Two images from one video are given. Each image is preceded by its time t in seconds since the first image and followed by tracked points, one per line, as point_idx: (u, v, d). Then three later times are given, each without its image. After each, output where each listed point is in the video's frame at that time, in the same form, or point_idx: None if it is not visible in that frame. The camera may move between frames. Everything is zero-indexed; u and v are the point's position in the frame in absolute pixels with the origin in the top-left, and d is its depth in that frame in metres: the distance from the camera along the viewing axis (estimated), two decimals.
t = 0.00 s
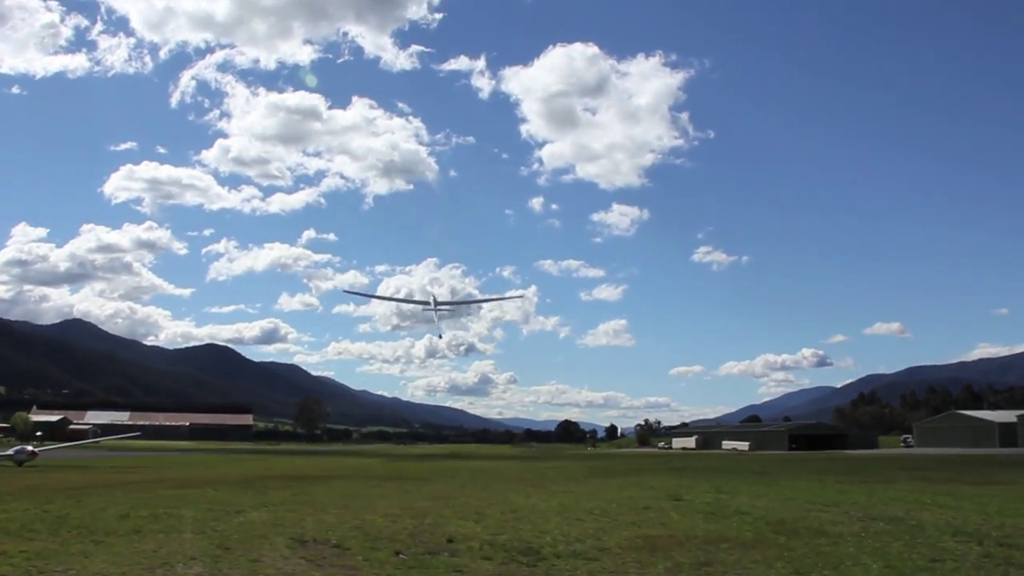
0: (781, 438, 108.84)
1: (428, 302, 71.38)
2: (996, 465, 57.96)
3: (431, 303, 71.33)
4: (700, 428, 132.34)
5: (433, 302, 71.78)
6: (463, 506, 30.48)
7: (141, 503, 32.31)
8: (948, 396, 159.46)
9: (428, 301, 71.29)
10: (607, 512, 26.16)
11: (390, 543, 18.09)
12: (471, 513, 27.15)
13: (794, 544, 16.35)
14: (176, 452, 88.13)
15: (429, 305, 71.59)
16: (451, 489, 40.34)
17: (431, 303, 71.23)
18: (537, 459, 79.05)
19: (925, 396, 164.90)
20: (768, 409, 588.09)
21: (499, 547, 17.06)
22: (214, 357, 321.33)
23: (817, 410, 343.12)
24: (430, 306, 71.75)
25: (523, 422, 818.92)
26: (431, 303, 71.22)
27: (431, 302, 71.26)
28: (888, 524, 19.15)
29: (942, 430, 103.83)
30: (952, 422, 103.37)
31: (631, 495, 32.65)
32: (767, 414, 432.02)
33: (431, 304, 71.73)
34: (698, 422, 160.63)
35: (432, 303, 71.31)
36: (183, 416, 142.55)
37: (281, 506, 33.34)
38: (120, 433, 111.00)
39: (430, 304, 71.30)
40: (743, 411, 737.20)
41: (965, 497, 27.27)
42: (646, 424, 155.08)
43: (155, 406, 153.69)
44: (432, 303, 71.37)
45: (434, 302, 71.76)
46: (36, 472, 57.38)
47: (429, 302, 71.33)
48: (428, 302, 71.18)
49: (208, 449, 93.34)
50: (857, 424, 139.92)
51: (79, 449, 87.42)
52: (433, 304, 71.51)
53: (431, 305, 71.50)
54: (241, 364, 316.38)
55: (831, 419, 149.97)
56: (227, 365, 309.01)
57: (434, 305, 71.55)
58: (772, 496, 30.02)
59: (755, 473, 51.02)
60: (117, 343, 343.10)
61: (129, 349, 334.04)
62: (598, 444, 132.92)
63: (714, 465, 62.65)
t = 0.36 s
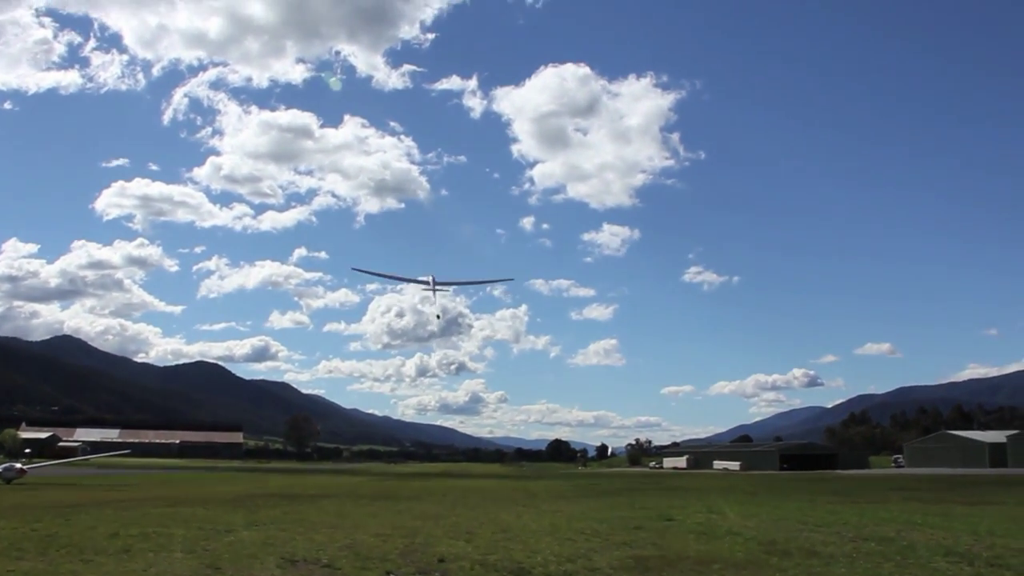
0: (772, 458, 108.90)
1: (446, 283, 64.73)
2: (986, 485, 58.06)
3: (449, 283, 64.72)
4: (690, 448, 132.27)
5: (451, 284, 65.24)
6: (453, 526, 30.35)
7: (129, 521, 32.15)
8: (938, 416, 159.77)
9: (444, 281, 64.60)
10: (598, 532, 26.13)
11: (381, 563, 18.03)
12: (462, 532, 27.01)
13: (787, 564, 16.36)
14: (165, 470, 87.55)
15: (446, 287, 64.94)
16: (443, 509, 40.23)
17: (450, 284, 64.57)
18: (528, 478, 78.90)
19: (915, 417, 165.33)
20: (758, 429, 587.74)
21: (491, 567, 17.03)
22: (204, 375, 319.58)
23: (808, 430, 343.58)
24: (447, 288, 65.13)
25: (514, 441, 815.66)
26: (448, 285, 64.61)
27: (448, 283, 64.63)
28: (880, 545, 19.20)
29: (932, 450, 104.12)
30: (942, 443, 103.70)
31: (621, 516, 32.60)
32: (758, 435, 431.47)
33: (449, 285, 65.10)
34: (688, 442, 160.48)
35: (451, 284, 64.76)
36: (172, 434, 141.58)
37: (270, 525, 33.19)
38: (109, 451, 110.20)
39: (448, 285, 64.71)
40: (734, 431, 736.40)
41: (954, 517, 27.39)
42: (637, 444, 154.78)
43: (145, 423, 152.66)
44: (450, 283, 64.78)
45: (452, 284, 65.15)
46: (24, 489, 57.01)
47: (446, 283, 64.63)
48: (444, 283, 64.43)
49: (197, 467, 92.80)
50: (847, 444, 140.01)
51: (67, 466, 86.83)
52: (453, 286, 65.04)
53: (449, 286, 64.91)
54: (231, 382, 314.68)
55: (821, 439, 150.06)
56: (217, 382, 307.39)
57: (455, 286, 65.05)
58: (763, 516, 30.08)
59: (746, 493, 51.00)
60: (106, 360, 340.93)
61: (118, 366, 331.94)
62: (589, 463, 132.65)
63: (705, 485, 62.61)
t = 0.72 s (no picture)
0: (762, 481, 109.12)
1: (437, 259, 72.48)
2: (976, 508, 58.49)
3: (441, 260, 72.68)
4: (680, 471, 132.54)
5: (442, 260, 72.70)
6: (444, 550, 30.44)
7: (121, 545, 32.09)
8: (928, 439, 160.55)
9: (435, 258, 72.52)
10: (590, 556, 26.26)
11: None
12: (453, 556, 27.08)
13: None
14: (154, 492, 87.18)
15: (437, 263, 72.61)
16: (434, 533, 40.26)
17: (440, 261, 72.51)
18: (519, 501, 78.94)
19: (905, 439, 165.92)
20: (749, 452, 587.28)
21: None
22: (193, 396, 318.04)
23: (799, 452, 344.02)
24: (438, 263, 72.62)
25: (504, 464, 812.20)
26: (441, 262, 72.62)
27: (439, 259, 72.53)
28: (871, 570, 19.52)
29: (922, 473, 104.66)
30: (933, 465, 104.25)
31: (612, 541, 32.72)
32: (748, 457, 431.19)
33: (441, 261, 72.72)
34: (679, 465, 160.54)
35: (442, 262, 72.69)
36: (161, 456, 140.77)
37: (262, 548, 33.20)
38: (98, 473, 109.70)
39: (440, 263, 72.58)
40: (724, 454, 735.49)
41: (945, 541, 27.68)
42: (628, 467, 154.66)
43: (133, 445, 151.73)
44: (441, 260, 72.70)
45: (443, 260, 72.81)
46: (13, 511, 56.79)
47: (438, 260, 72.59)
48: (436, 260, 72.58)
49: (186, 489, 92.45)
50: (837, 467, 140.43)
51: (55, 489, 86.35)
52: (445, 262, 72.81)
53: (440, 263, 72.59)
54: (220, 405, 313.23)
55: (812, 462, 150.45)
56: (206, 404, 305.82)
57: (446, 263, 72.74)
58: (754, 540, 30.29)
59: (738, 517, 51.19)
60: (95, 381, 338.97)
61: (107, 387, 330.10)
62: (579, 486, 132.47)
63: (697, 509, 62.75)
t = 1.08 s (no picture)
0: (754, 504, 109.37)
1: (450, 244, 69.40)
2: (970, 531, 58.88)
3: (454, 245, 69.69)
4: (672, 495, 132.49)
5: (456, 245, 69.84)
6: None
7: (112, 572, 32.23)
8: (919, 461, 161.11)
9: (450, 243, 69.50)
10: None
11: None
12: None
13: None
14: (144, 517, 86.77)
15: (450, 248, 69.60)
16: (426, 558, 40.33)
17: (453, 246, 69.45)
18: (510, 525, 78.95)
19: (896, 462, 166.56)
20: (741, 475, 586.65)
21: None
22: (184, 420, 316.65)
23: (791, 475, 343.95)
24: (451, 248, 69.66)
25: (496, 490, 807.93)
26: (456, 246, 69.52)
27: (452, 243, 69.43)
28: None
29: (914, 496, 105.13)
30: (924, 489, 104.78)
31: (604, 567, 32.83)
32: (741, 480, 430.56)
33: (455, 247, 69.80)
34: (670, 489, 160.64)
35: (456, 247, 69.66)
36: (152, 481, 140.38)
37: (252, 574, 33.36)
38: (88, 497, 109.04)
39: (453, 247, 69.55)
40: (716, 478, 733.41)
41: (934, 565, 28.13)
42: (620, 490, 154.62)
43: (123, 470, 150.97)
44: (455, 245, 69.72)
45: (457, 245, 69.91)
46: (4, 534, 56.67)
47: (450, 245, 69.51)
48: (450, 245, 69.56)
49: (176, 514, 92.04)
50: (830, 490, 140.71)
51: (45, 514, 85.86)
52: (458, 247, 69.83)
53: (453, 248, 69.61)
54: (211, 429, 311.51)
55: (804, 485, 150.78)
56: (198, 428, 304.53)
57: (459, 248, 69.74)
58: (745, 565, 30.49)
59: (730, 541, 51.49)
60: (85, 406, 337.16)
61: (97, 411, 327.99)
62: (571, 510, 132.38)
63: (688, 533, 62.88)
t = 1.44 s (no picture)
0: (750, 526, 109.27)
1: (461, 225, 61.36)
2: (964, 551, 59.07)
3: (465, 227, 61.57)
4: (668, 517, 132.49)
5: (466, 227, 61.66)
6: None
7: None
8: (915, 482, 161.09)
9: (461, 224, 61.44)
10: None
11: None
12: None
13: None
14: (138, 542, 86.57)
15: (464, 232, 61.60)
16: None
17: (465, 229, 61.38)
18: (506, 548, 78.95)
19: (891, 482, 166.65)
20: (738, 496, 585.01)
21: None
22: (179, 445, 315.61)
23: (788, 497, 343.28)
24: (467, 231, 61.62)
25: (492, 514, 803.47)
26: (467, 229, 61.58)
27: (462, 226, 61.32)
28: None
29: (911, 517, 105.15)
30: (920, 509, 104.81)
31: None
32: (737, 502, 429.61)
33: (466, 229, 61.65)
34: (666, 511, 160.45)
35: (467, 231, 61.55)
36: (146, 505, 139.96)
37: None
38: (82, 523, 108.43)
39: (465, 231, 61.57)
40: (713, 501, 730.65)
41: None
42: (615, 513, 154.40)
43: (117, 495, 150.43)
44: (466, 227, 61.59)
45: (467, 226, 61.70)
46: None
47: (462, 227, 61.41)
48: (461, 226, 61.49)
49: (172, 539, 92.03)
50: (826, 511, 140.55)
51: (39, 540, 85.58)
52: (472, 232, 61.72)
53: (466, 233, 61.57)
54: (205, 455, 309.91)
55: (800, 506, 150.66)
56: (192, 452, 303.36)
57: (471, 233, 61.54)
58: None
59: (726, 563, 51.56)
60: (79, 431, 336.03)
61: (90, 435, 326.29)
62: (566, 533, 132.06)
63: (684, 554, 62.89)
